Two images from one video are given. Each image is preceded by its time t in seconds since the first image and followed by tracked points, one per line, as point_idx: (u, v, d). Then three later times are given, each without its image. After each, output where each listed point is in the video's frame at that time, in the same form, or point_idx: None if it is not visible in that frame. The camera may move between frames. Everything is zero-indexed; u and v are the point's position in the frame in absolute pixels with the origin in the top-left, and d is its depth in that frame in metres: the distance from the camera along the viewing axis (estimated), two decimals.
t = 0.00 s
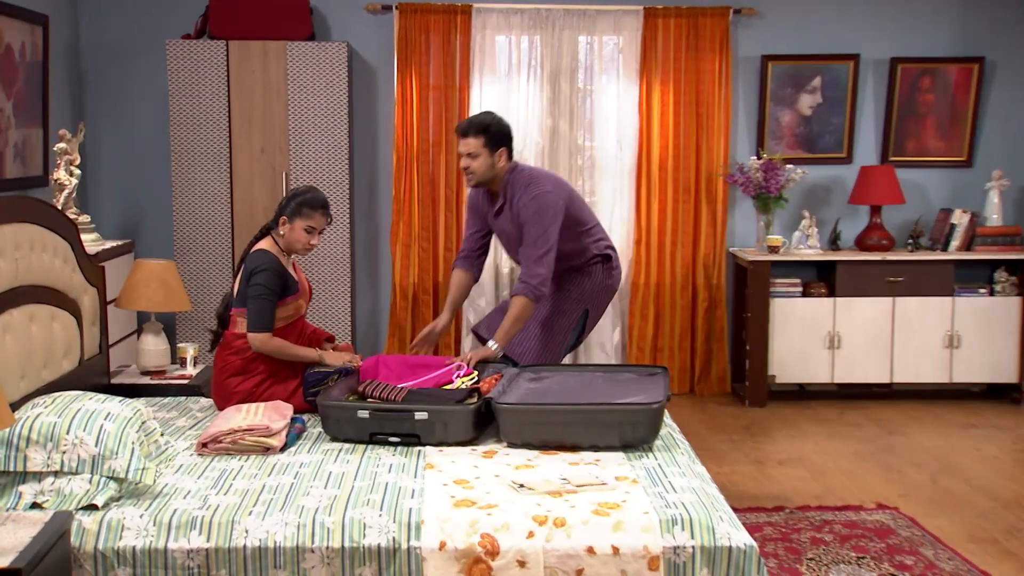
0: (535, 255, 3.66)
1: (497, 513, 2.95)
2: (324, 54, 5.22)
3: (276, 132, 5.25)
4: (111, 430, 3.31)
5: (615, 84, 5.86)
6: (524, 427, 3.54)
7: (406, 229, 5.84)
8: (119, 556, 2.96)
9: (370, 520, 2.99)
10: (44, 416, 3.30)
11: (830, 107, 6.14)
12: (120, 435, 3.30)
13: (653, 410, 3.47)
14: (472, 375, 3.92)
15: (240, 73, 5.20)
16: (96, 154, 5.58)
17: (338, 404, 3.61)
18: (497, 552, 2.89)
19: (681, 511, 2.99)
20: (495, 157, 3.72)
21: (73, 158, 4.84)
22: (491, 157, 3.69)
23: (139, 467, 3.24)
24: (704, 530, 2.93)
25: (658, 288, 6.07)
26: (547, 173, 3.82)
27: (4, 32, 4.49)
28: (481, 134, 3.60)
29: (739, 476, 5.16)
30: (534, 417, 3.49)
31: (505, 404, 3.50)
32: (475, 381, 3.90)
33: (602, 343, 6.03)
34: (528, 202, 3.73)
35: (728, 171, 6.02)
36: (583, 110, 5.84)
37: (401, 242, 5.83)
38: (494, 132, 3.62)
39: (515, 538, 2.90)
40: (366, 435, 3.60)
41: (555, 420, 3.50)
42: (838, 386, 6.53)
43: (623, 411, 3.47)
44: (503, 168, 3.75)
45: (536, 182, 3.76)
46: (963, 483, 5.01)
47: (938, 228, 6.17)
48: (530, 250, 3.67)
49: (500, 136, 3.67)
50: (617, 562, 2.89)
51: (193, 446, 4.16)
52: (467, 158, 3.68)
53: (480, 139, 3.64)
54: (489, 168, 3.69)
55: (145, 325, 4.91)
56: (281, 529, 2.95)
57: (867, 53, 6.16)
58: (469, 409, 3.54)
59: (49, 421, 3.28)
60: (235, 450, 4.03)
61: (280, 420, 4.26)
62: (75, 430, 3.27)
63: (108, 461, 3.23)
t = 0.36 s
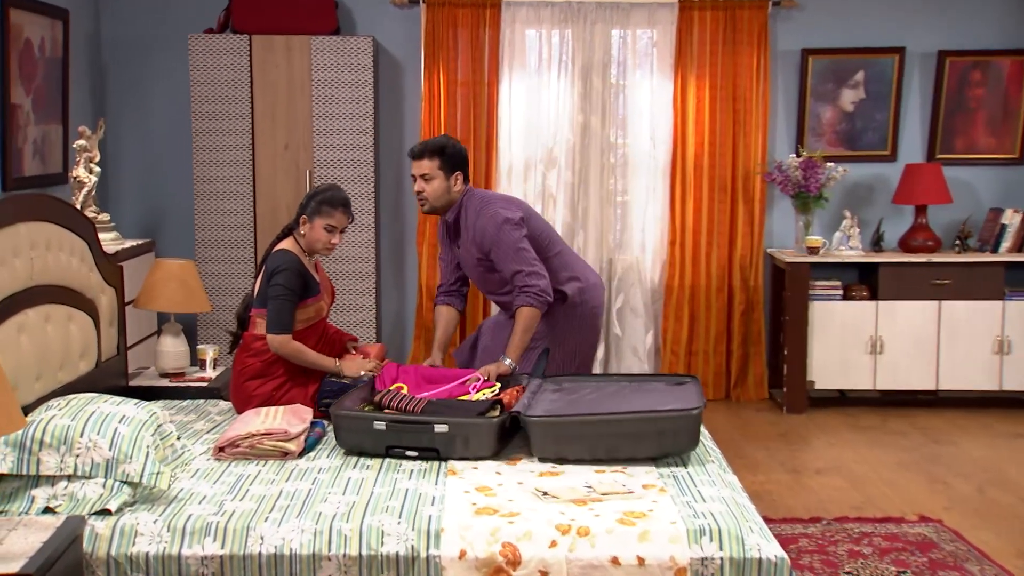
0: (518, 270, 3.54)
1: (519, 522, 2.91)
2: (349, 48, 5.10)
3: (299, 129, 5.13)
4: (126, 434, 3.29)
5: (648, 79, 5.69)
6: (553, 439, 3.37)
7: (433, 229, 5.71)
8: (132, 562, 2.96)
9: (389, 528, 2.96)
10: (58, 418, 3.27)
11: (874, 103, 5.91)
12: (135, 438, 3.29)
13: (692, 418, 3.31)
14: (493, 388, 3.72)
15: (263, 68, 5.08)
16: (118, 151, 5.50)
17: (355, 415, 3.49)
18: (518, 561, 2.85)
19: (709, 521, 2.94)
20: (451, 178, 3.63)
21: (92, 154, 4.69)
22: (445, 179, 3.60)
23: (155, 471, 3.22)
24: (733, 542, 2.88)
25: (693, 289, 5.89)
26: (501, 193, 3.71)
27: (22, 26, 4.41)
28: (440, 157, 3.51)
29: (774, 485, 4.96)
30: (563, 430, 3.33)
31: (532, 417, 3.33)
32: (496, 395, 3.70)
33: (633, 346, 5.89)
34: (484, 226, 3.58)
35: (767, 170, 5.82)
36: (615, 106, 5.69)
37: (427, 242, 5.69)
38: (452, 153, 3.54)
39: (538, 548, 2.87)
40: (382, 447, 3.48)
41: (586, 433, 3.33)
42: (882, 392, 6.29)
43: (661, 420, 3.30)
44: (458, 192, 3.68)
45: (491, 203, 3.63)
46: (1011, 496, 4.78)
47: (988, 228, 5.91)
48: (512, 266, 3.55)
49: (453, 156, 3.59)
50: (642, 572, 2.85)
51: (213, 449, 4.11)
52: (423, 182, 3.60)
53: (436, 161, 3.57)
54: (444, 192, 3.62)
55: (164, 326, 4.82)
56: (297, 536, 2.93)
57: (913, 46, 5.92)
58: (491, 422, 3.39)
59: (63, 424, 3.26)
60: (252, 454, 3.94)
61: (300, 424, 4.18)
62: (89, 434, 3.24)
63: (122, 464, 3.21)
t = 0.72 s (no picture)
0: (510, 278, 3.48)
1: (537, 530, 2.80)
2: (368, 38, 4.94)
3: (318, 123, 4.98)
4: (133, 438, 3.17)
5: (681, 71, 5.49)
6: (547, 460, 3.26)
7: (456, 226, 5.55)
8: (137, 569, 2.88)
9: (402, 536, 2.85)
10: (62, 421, 3.17)
11: (918, 94, 5.65)
12: (141, 442, 3.17)
13: (693, 442, 3.19)
14: (496, 404, 3.71)
15: (279, 61, 4.94)
16: (133, 147, 5.39)
17: (339, 432, 3.53)
18: (537, 571, 2.75)
19: (735, 531, 2.84)
20: (471, 184, 3.64)
21: (103, 148, 4.56)
22: (465, 184, 3.63)
23: (161, 476, 3.11)
24: (761, 554, 2.77)
25: (727, 288, 5.67)
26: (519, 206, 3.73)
27: (31, 16, 4.28)
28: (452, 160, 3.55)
29: (810, 495, 4.73)
30: (557, 450, 3.22)
31: (524, 432, 3.23)
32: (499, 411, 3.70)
33: (664, 349, 5.69)
34: (484, 233, 3.58)
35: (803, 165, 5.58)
36: (645, 99, 5.50)
37: (450, 239, 5.54)
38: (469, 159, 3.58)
39: (556, 557, 2.77)
40: (367, 465, 3.52)
41: (580, 455, 3.22)
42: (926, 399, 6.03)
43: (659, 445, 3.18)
44: (478, 200, 3.68)
45: (496, 213, 3.63)
46: None
47: None
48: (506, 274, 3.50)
49: (470, 162, 3.62)
50: None
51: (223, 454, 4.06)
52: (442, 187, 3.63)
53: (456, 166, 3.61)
54: (463, 195, 3.65)
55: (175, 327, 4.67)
56: (307, 544, 2.84)
57: (960, 34, 5.65)
58: (473, 438, 3.39)
59: (68, 426, 3.15)
60: (263, 459, 3.92)
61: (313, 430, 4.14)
62: (95, 437, 3.12)
63: (129, 469, 3.09)
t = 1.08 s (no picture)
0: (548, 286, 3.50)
1: (548, 539, 2.70)
2: (382, 29, 4.79)
3: (329, 116, 4.83)
4: (131, 441, 3.06)
5: (706, 63, 5.30)
6: (557, 467, 3.07)
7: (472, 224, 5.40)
8: None
9: (409, 543, 2.75)
10: (60, 423, 3.07)
11: (956, 87, 5.41)
12: (140, 446, 3.06)
13: (707, 452, 2.96)
14: (505, 408, 3.61)
15: (289, 53, 4.79)
16: (141, 142, 5.28)
17: (340, 437, 3.38)
18: None
19: (755, 541, 2.73)
20: (513, 198, 3.77)
21: (108, 143, 4.42)
22: (508, 197, 3.76)
23: (161, 481, 2.99)
24: (781, 565, 2.68)
25: (754, 288, 5.47)
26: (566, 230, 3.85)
27: (34, 5, 4.15)
28: (498, 170, 3.67)
29: (839, 504, 4.52)
30: (565, 456, 3.02)
31: (531, 436, 3.04)
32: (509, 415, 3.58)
33: (688, 352, 5.50)
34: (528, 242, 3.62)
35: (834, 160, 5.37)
36: (668, 93, 5.31)
37: (466, 237, 5.39)
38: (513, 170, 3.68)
39: (567, 567, 2.67)
40: (371, 471, 3.36)
41: (590, 462, 3.01)
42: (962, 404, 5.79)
43: (673, 452, 2.96)
44: (520, 216, 3.79)
45: (541, 231, 3.71)
46: None
47: None
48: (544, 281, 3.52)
49: (513, 176, 3.74)
50: None
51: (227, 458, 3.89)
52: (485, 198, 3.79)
53: (500, 177, 3.75)
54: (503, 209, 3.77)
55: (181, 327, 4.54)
56: (311, 552, 2.74)
57: (1001, 24, 5.40)
58: (483, 442, 3.25)
59: (65, 429, 3.05)
60: (270, 464, 3.76)
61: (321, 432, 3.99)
62: (92, 441, 3.02)
63: (127, 473, 2.99)
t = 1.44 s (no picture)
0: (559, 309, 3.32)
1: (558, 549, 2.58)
2: (393, 18, 4.61)
3: (338, 109, 4.67)
4: (128, 445, 2.91)
5: (731, 54, 5.10)
6: (569, 473, 2.87)
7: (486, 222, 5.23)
8: None
9: (414, 553, 2.64)
10: (53, 427, 2.92)
11: (995, 77, 5.17)
12: (137, 451, 2.90)
13: (727, 459, 2.77)
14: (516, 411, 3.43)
15: (296, 44, 4.63)
16: (146, 137, 5.15)
17: (344, 442, 3.20)
18: None
19: (773, 552, 2.60)
20: (522, 202, 3.61)
21: (108, 137, 4.26)
22: (515, 203, 3.61)
23: (159, 487, 2.83)
24: None
25: (780, 289, 5.27)
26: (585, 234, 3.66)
27: None
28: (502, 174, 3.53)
29: (868, 515, 4.29)
30: (578, 463, 2.83)
31: (543, 442, 2.84)
32: (519, 419, 3.39)
33: (711, 354, 5.29)
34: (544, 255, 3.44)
35: (864, 155, 5.15)
36: (691, 85, 5.11)
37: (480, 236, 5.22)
38: (517, 172, 3.52)
39: None
40: (376, 478, 3.18)
41: (604, 469, 2.82)
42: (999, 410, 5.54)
43: (692, 459, 2.77)
44: (529, 222, 3.64)
45: (558, 239, 3.52)
46: None
47: None
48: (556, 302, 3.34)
49: (522, 180, 3.57)
50: None
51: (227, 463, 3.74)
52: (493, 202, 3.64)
53: (506, 181, 3.59)
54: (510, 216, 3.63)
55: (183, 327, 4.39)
56: (312, 562, 2.64)
57: None
58: (492, 450, 3.05)
59: (58, 434, 2.89)
60: (271, 471, 3.59)
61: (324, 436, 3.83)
62: (87, 445, 2.87)
63: (123, 479, 2.84)
